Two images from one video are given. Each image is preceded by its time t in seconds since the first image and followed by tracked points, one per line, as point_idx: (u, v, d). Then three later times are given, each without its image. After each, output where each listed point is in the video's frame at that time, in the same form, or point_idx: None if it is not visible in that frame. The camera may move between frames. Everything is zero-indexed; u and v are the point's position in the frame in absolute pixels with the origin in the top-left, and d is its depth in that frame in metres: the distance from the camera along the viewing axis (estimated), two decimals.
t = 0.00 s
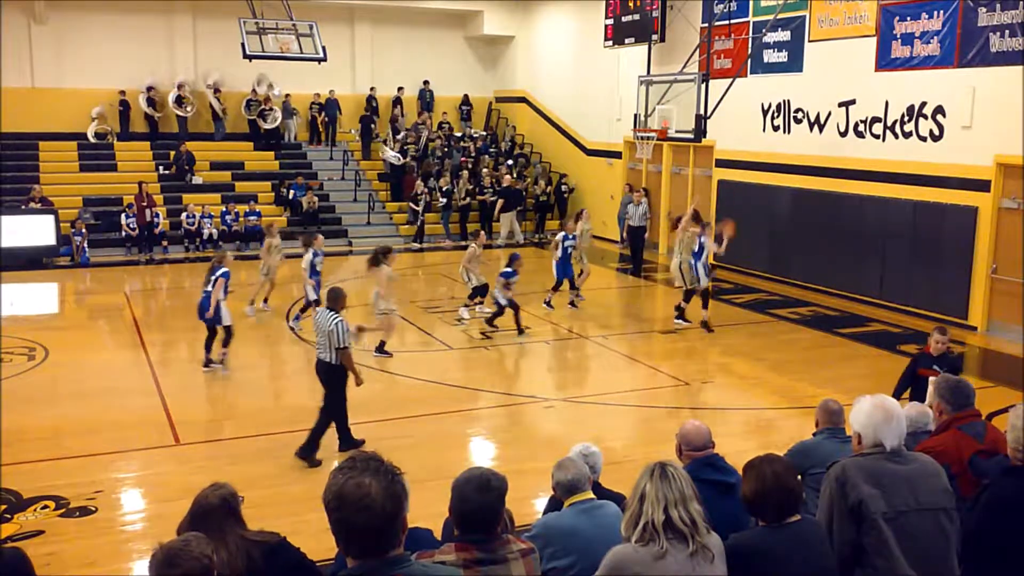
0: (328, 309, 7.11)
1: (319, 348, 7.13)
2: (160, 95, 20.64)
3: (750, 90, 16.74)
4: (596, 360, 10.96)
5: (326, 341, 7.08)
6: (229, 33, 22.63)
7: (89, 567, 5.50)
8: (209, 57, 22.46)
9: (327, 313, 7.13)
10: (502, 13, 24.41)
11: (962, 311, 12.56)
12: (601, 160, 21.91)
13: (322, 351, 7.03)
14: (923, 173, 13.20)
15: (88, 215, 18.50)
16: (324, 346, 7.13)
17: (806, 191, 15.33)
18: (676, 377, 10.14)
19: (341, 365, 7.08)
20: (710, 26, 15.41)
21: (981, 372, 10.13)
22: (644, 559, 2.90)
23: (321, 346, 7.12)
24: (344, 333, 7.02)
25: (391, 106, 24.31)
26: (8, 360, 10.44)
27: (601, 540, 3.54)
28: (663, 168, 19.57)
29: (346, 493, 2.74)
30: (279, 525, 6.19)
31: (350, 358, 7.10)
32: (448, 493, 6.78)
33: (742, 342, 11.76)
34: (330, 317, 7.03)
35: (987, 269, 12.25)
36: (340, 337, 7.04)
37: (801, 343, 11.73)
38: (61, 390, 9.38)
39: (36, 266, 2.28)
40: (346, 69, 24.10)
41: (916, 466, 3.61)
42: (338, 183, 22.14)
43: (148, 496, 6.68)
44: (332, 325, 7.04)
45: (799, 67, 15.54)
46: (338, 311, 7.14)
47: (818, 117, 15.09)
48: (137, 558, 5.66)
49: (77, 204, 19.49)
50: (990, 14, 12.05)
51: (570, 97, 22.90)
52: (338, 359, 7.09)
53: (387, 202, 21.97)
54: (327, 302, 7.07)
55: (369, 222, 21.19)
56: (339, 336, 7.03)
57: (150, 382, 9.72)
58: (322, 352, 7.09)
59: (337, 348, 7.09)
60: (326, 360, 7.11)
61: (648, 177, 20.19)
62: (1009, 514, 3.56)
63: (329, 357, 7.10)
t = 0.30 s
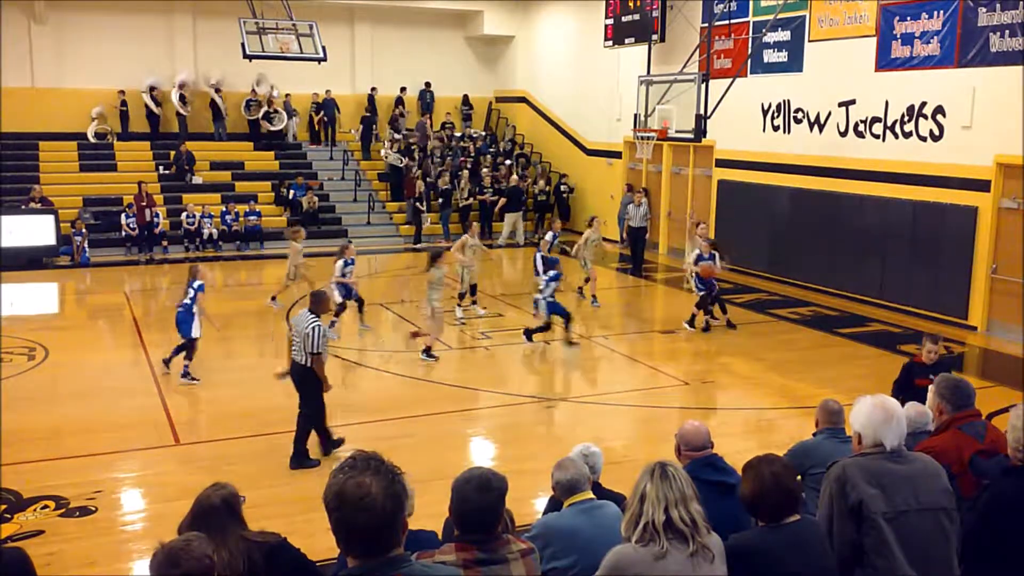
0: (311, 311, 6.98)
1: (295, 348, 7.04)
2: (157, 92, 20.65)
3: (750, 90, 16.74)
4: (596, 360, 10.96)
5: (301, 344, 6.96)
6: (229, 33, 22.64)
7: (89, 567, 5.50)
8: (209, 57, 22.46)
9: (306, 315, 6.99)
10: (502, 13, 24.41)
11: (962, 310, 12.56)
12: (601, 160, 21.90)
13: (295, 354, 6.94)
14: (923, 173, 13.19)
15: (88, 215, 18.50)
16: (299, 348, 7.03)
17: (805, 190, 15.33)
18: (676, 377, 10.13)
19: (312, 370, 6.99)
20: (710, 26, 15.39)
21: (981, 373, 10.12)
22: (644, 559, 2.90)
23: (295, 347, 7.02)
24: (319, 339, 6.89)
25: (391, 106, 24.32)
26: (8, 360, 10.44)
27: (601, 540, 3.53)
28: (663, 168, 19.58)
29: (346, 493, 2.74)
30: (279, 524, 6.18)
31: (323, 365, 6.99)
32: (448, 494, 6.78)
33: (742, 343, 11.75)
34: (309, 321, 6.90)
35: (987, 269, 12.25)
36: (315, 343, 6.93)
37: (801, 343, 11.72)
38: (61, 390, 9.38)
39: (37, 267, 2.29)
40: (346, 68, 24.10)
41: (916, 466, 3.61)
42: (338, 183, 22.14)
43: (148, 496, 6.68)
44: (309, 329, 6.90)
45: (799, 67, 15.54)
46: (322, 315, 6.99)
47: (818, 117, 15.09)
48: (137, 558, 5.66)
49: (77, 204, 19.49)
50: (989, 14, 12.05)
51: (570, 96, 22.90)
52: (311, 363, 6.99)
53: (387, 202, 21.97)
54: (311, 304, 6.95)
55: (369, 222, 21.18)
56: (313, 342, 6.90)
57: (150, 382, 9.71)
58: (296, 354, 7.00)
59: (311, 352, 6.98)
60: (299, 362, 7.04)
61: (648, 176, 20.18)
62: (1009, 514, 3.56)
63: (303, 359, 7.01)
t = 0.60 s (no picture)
0: (292, 312, 6.87)
1: (277, 349, 6.93)
2: (151, 86, 20.26)
3: (749, 90, 16.75)
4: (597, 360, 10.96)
5: (285, 345, 6.85)
6: (229, 33, 22.65)
7: (88, 567, 5.50)
8: (208, 57, 22.46)
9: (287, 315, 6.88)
10: (502, 13, 24.42)
11: (962, 310, 12.57)
12: (601, 160, 21.89)
13: (279, 355, 6.83)
14: (923, 173, 13.19)
15: (88, 215, 18.50)
16: (281, 349, 6.91)
17: (805, 190, 15.33)
18: (676, 377, 10.13)
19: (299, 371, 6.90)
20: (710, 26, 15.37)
21: (981, 373, 10.12)
22: (644, 559, 2.90)
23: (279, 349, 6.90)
24: (303, 338, 6.80)
25: (392, 106, 24.32)
26: (8, 360, 10.44)
27: (601, 540, 3.53)
28: (663, 168, 19.57)
29: (346, 493, 2.74)
30: (279, 524, 6.19)
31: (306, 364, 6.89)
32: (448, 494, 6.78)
33: (742, 343, 11.75)
34: (291, 321, 6.80)
35: (987, 269, 12.26)
36: (300, 341, 6.84)
37: (801, 343, 11.72)
38: (61, 390, 9.38)
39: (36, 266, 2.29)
40: (346, 68, 24.12)
41: (916, 466, 3.61)
42: (338, 183, 22.15)
43: (148, 496, 6.69)
44: (293, 328, 6.80)
45: (799, 67, 15.54)
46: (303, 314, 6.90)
47: (818, 117, 15.09)
48: (137, 558, 5.66)
49: (77, 204, 19.49)
50: (989, 14, 12.05)
51: (569, 96, 22.91)
52: (295, 363, 6.90)
53: (387, 202, 21.96)
54: (291, 303, 6.85)
55: (369, 222, 21.16)
56: (298, 341, 6.80)
57: (150, 382, 9.72)
58: (280, 356, 6.89)
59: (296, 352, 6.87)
60: (282, 363, 6.93)
61: (649, 176, 20.18)
62: (1009, 514, 3.56)
63: (286, 360, 6.92)
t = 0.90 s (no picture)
0: (269, 313, 6.82)
1: (253, 352, 6.85)
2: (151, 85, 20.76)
3: (749, 90, 16.75)
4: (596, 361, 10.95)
5: (261, 346, 6.78)
6: (229, 33, 22.65)
7: (88, 566, 5.50)
8: (208, 57, 22.47)
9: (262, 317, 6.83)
10: (502, 13, 24.41)
11: (962, 310, 12.57)
12: (601, 160, 21.90)
13: (255, 357, 6.77)
14: (923, 173, 13.19)
15: (88, 215, 18.51)
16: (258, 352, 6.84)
17: (805, 190, 15.33)
18: (676, 377, 10.13)
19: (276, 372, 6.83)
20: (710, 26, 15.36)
21: (981, 373, 10.12)
22: (644, 559, 2.90)
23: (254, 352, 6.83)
24: (280, 338, 6.72)
25: (392, 107, 24.33)
26: (8, 360, 10.44)
27: (601, 540, 3.53)
28: (663, 168, 19.58)
29: (346, 493, 2.74)
30: (279, 525, 6.19)
31: (284, 365, 6.80)
32: (448, 494, 6.78)
33: (742, 343, 11.76)
34: (267, 320, 6.74)
35: (987, 269, 12.26)
36: (277, 341, 6.75)
37: (800, 343, 11.72)
38: (61, 391, 9.38)
39: (36, 265, 2.29)
40: (347, 68, 24.13)
41: (916, 466, 3.61)
42: (338, 183, 22.15)
43: (148, 496, 6.69)
44: (269, 328, 6.73)
45: (799, 67, 15.54)
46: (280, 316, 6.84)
47: (818, 117, 15.09)
48: (137, 558, 5.66)
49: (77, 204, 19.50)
50: (989, 14, 12.05)
51: (569, 97, 22.92)
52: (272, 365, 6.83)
53: (387, 202, 21.97)
54: (268, 305, 6.80)
55: (369, 222, 21.16)
56: (275, 340, 6.72)
57: (150, 382, 9.72)
58: (257, 359, 6.82)
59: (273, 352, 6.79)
60: (259, 366, 6.86)
61: (649, 177, 20.18)
62: (1009, 513, 3.56)
63: (264, 364, 6.85)
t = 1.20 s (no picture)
0: (246, 314, 6.84)
1: (235, 354, 6.83)
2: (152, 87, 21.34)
3: (750, 90, 16.75)
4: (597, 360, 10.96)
5: (242, 346, 6.76)
6: (229, 33, 22.64)
7: (88, 567, 5.50)
8: (208, 56, 22.46)
9: (240, 318, 6.83)
10: (502, 13, 24.40)
11: (962, 310, 12.57)
12: (601, 160, 21.90)
13: (238, 357, 6.73)
14: (923, 173, 13.19)
15: (88, 215, 18.50)
16: (240, 354, 6.81)
17: (806, 190, 15.33)
18: (676, 377, 10.12)
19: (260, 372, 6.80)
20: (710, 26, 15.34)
21: (981, 373, 10.11)
22: (644, 559, 2.90)
23: (235, 354, 6.80)
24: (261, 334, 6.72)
25: (391, 106, 24.32)
26: (8, 360, 10.44)
27: (601, 540, 3.53)
28: (663, 168, 19.58)
29: (345, 493, 2.74)
30: (279, 524, 6.19)
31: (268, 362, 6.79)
32: (448, 494, 6.77)
33: (742, 342, 11.75)
34: (245, 320, 6.75)
35: (987, 269, 12.26)
36: (258, 340, 6.76)
37: (800, 343, 11.72)
38: (61, 391, 9.38)
39: (35, 265, 2.29)
40: (347, 68, 24.14)
41: (916, 466, 3.61)
42: (338, 183, 22.14)
43: (147, 496, 6.68)
44: (249, 327, 6.74)
45: (799, 67, 15.54)
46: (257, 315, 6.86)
47: (818, 117, 15.09)
48: (137, 558, 5.66)
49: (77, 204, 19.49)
50: (989, 14, 12.05)
51: (569, 97, 22.91)
52: (255, 365, 6.81)
53: (387, 202, 21.97)
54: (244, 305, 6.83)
55: (369, 222, 21.15)
56: (257, 338, 6.73)
57: (150, 382, 9.71)
58: (239, 360, 6.79)
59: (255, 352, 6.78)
60: (242, 368, 6.82)
61: (649, 176, 20.18)
62: (1009, 513, 3.56)
63: (246, 364, 6.81)
